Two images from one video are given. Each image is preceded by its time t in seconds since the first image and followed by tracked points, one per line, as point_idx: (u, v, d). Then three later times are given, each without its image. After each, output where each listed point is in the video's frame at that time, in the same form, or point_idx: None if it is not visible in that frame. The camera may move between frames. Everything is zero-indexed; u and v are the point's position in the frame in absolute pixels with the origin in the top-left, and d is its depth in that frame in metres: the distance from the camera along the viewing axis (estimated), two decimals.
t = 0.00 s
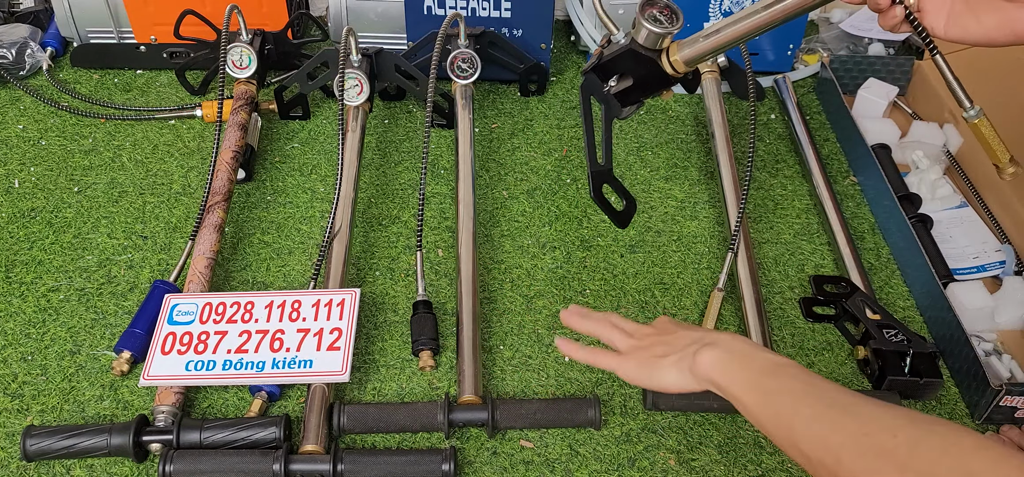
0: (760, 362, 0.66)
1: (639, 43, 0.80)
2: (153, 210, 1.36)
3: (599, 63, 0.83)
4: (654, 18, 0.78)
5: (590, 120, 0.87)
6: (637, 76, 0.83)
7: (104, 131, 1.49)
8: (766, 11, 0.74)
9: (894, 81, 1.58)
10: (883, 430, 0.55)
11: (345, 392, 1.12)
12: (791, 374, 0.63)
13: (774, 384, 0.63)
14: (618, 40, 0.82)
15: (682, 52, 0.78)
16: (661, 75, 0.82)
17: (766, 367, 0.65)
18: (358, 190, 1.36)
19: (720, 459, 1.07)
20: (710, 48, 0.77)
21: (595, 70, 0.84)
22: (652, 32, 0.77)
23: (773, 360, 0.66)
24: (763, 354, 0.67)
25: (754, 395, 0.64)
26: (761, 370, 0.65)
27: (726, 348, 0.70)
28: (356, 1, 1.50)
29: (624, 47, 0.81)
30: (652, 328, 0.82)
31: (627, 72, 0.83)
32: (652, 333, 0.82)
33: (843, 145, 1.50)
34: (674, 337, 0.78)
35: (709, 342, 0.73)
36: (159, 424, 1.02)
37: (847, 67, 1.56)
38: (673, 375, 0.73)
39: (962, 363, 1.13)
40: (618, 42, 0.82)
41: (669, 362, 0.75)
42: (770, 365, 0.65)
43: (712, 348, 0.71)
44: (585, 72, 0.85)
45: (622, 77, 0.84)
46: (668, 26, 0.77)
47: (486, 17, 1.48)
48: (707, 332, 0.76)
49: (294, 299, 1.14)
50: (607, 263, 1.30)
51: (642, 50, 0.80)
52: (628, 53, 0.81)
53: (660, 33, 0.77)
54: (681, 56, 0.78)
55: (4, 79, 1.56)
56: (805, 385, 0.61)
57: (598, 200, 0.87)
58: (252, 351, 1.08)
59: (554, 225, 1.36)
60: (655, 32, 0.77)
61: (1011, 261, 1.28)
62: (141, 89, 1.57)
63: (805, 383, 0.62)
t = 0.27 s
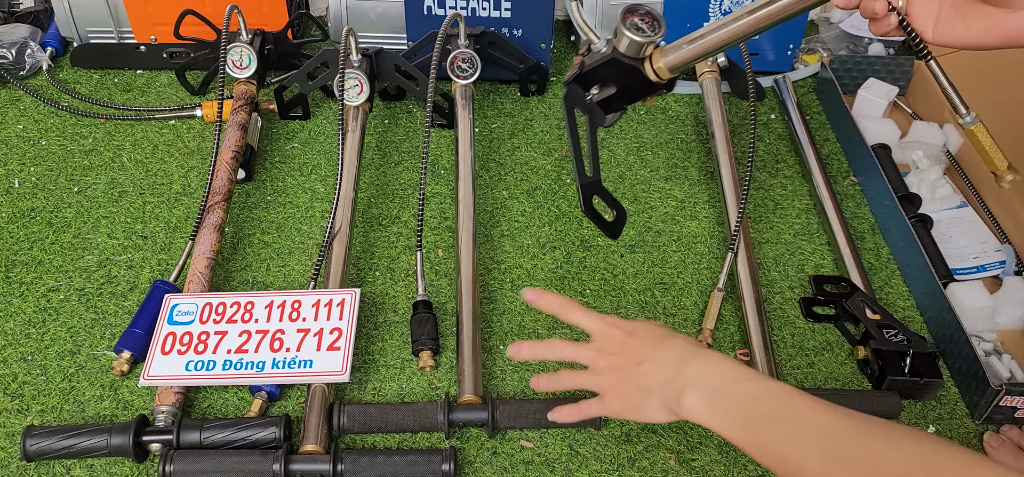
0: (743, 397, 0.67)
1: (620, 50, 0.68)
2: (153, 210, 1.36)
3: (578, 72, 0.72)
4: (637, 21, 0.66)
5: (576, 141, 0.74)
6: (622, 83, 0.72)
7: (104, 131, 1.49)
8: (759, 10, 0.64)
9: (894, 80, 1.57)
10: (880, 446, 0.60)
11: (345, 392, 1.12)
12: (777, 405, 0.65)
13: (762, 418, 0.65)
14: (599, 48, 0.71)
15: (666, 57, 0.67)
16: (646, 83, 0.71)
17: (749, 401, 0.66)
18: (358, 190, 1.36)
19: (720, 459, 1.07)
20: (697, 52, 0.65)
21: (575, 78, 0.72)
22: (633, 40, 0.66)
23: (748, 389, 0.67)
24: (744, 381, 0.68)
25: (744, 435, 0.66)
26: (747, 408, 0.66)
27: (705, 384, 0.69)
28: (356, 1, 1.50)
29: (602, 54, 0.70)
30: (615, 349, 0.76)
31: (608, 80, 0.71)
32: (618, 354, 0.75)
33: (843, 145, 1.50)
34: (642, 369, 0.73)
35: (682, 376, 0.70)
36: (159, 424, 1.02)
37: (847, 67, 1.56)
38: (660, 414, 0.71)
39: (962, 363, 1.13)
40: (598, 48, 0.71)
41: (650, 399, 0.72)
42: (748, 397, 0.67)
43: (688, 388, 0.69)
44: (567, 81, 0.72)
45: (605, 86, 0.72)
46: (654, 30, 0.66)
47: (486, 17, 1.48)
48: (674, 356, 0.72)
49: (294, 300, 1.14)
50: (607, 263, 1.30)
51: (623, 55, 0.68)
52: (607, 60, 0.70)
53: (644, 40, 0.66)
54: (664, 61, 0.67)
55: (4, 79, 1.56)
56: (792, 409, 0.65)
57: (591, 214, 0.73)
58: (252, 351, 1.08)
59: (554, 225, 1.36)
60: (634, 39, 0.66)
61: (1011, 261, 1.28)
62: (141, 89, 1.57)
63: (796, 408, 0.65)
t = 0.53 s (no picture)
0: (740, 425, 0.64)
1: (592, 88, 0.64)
2: (153, 210, 1.36)
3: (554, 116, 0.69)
4: (612, 58, 0.61)
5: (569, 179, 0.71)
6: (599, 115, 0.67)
7: (104, 131, 1.49)
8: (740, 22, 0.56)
9: (894, 80, 1.58)
10: (886, 466, 0.58)
11: (345, 392, 1.12)
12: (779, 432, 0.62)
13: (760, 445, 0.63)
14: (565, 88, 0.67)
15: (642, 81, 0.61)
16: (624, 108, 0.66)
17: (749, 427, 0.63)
18: (358, 190, 1.36)
19: (720, 459, 1.07)
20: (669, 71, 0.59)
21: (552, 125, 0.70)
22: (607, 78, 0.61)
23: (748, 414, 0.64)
24: (743, 402, 0.65)
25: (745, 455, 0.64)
26: (746, 434, 0.63)
27: (701, 399, 0.66)
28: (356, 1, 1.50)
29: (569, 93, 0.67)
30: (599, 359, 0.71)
31: (584, 114, 0.67)
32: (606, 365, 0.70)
33: (843, 145, 1.50)
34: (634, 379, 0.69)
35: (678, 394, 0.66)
36: (159, 424, 1.02)
37: (847, 67, 1.55)
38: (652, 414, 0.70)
39: (962, 363, 1.13)
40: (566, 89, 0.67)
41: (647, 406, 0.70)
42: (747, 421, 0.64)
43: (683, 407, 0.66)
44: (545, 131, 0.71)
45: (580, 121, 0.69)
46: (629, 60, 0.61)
47: (486, 17, 1.48)
48: (664, 365, 0.67)
49: (294, 299, 1.14)
50: (607, 263, 1.30)
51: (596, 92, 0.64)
52: (583, 99, 0.65)
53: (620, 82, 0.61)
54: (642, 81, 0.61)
55: (4, 79, 1.56)
56: (792, 430, 0.62)
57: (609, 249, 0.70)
58: (252, 351, 1.08)
59: (554, 225, 1.36)
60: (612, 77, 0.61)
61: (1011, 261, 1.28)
62: (141, 89, 1.57)
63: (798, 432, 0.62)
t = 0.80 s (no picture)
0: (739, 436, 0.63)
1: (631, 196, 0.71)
2: (153, 210, 1.36)
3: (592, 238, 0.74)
4: (656, 172, 0.69)
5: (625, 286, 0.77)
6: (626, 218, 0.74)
7: (104, 131, 1.49)
8: (739, 105, 0.74)
9: (894, 80, 1.57)
10: None
11: (345, 392, 1.12)
12: (780, 451, 0.61)
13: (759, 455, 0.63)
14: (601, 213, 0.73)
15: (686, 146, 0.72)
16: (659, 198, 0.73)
17: (749, 439, 0.63)
18: (358, 189, 1.36)
19: (720, 459, 1.07)
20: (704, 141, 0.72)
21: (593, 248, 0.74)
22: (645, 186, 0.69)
23: (748, 428, 0.62)
24: (746, 417, 0.63)
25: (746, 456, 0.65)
26: (750, 443, 0.63)
27: (702, 391, 0.65)
28: (356, 1, 1.50)
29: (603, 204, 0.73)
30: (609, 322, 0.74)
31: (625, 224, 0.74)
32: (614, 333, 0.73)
33: (843, 145, 1.50)
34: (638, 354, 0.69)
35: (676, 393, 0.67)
36: (159, 424, 1.02)
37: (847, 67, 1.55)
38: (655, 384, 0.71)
39: (962, 363, 1.13)
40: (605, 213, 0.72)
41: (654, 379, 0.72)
42: (746, 431, 0.63)
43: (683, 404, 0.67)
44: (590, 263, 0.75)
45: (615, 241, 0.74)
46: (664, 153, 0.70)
47: (486, 17, 1.48)
48: (668, 349, 0.66)
49: (294, 299, 1.14)
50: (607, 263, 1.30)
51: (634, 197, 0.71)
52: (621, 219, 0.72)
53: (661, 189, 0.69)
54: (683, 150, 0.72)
55: (4, 79, 1.56)
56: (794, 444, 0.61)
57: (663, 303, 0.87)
58: (252, 351, 1.08)
59: (554, 225, 1.36)
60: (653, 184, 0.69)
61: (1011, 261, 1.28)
62: (141, 89, 1.57)
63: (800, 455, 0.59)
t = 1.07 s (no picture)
0: (764, 451, 0.66)
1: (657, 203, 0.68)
2: (153, 210, 1.36)
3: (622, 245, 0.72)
4: (668, 170, 0.64)
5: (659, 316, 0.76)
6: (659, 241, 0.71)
7: (104, 131, 1.49)
8: (750, 119, 0.62)
9: (894, 80, 1.57)
10: None
11: (345, 392, 1.12)
12: (803, 469, 0.64)
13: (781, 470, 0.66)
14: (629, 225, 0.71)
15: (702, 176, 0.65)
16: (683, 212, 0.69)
17: (775, 456, 0.66)
18: (358, 189, 1.36)
19: (720, 459, 1.07)
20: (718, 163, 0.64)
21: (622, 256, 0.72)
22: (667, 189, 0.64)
23: (777, 445, 0.65)
24: (771, 433, 0.66)
25: (766, 470, 0.68)
26: (768, 456, 0.66)
27: (722, 404, 0.67)
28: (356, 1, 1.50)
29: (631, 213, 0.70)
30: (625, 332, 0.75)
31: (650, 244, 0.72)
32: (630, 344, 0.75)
33: (843, 145, 1.50)
34: (659, 366, 0.72)
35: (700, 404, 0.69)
36: (159, 424, 1.02)
37: (847, 67, 1.55)
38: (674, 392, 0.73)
39: (962, 363, 1.13)
40: (629, 224, 0.71)
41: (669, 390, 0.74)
42: (772, 446, 0.66)
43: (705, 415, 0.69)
44: (619, 277, 0.73)
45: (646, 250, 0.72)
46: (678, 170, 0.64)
47: (486, 17, 1.48)
48: (688, 362, 0.69)
49: (293, 299, 1.14)
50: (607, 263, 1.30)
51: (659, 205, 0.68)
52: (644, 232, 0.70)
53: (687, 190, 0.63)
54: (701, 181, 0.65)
55: (4, 79, 1.56)
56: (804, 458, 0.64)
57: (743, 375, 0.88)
58: (252, 351, 1.08)
59: (554, 225, 1.36)
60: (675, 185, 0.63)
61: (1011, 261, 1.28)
62: (141, 89, 1.57)
63: (830, 474, 0.62)
